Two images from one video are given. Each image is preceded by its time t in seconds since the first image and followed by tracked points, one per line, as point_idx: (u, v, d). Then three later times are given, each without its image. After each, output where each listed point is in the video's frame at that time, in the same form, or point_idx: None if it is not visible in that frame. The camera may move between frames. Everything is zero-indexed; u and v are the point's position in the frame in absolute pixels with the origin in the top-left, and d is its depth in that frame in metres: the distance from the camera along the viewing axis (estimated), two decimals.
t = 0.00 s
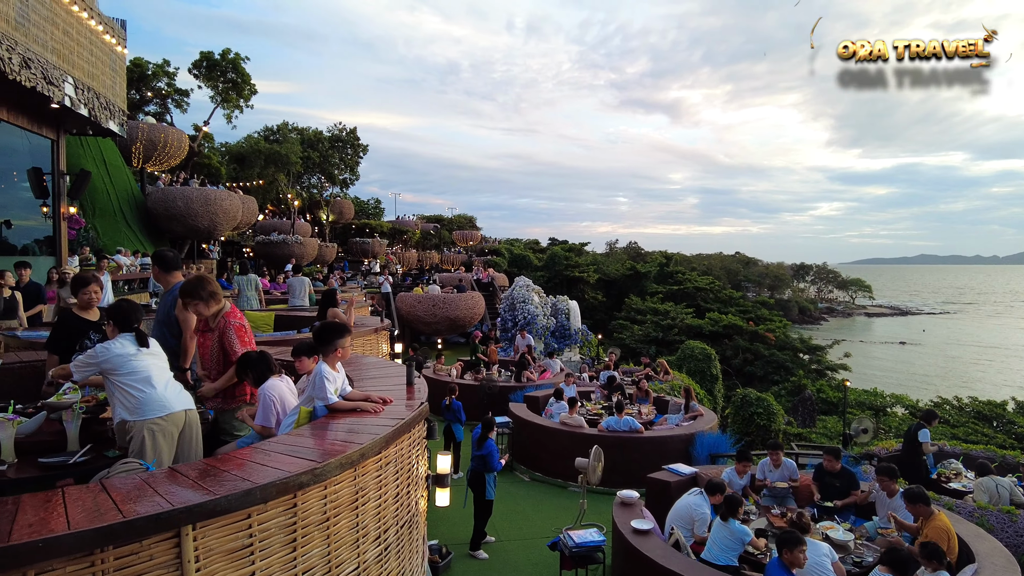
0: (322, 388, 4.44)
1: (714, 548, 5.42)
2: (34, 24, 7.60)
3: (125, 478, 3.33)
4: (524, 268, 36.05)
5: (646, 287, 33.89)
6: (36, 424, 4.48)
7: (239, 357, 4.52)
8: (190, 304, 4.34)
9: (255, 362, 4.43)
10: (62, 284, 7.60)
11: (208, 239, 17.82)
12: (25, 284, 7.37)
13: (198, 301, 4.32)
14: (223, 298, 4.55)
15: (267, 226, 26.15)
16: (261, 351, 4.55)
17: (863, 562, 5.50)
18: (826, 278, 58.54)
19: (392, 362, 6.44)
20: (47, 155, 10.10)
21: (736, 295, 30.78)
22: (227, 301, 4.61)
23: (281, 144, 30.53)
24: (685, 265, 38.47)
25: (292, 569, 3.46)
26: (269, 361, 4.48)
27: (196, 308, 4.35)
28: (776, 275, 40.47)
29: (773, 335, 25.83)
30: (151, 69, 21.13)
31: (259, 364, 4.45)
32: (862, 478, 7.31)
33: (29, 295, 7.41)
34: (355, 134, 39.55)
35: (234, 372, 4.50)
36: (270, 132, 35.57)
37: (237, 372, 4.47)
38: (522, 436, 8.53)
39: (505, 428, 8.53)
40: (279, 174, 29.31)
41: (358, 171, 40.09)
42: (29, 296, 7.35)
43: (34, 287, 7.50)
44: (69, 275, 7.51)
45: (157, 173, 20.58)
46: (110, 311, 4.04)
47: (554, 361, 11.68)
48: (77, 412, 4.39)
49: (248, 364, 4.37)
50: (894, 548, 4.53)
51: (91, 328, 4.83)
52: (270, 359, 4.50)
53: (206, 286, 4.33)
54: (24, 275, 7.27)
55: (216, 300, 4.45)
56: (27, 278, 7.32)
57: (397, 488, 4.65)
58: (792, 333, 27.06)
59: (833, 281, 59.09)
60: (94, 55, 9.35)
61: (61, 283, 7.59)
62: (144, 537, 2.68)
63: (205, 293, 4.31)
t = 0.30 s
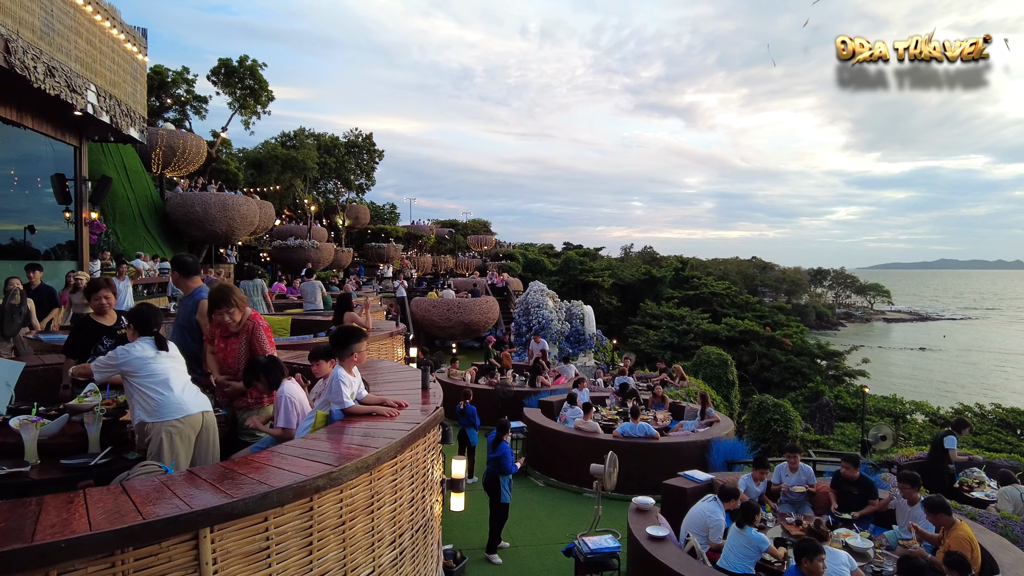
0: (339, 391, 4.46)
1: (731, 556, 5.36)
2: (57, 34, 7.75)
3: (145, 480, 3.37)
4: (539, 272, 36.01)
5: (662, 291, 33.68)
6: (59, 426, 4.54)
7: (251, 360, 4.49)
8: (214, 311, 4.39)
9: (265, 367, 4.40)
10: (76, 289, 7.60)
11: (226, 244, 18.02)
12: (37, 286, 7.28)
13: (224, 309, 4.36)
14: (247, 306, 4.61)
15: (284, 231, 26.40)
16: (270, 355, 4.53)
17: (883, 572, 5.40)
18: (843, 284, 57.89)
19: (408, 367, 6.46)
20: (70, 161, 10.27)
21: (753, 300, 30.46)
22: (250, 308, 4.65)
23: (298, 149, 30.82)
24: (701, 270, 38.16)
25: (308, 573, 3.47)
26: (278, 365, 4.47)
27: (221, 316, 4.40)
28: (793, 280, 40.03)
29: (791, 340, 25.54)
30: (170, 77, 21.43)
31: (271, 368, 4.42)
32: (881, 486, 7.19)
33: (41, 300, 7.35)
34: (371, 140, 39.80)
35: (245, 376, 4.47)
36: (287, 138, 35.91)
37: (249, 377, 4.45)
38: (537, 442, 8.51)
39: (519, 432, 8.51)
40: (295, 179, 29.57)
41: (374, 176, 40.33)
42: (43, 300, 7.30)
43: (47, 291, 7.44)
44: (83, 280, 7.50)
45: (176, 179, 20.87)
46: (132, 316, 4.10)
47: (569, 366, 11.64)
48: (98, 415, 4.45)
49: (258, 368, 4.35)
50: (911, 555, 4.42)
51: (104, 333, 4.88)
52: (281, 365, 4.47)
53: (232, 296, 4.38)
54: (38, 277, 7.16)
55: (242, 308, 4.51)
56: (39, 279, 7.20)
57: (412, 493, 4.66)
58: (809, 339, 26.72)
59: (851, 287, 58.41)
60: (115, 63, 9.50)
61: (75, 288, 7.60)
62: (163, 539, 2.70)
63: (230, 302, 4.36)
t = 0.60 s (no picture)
0: (356, 395, 4.51)
1: (748, 563, 5.29)
2: (82, 44, 7.91)
3: (165, 481, 3.40)
4: (554, 277, 35.98)
5: (678, 296, 33.50)
6: (83, 427, 4.61)
7: (265, 354, 4.52)
8: (242, 320, 4.42)
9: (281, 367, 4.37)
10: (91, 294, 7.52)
11: (244, 249, 18.23)
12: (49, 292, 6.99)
13: (252, 319, 4.40)
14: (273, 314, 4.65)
15: (301, 236, 26.67)
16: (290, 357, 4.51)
17: None
18: (862, 288, 57.22)
19: (424, 371, 6.47)
20: (93, 168, 10.45)
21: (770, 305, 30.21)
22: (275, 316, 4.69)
23: (315, 155, 31.13)
24: (718, 275, 37.91)
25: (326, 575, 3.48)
26: (296, 367, 4.44)
27: (248, 325, 4.44)
28: (812, 285, 39.57)
29: (809, 346, 25.27)
30: (190, 84, 21.79)
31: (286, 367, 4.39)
32: (903, 494, 7.07)
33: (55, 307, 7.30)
34: (387, 145, 40.06)
35: (258, 369, 4.49)
36: (304, 144, 36.30)
37: (261, 370, 4.46)
38: (552, 447, 8.48)
39: (534, 437, 8.50)
40: (312, 185, 29.87)
41: (390, 182, 40.60)
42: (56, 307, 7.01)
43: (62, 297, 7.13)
44: (94, 284, 7.44)
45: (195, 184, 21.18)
46: (152, 320, 4.16)
47: (584, 371, 11.59)
48: (120, 416, 4.50)
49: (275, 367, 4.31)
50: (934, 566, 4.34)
51: (117, 336, 4.95)
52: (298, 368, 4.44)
53: (260, 305, 4.42)
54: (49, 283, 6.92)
55: (268, 317, 4.55)
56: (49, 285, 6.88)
57: (429, 497, 4.66)
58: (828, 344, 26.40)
59: (870, 292, 57.74)
60: (138, 71, 9.68)
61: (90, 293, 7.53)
62: (184, 540, 2.73)
63: (259, 311, 4.39)
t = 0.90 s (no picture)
0: (378, 397, 4.54)
1: (770, 570, 5.22)
2: (110, 51, 8.08)
3: (190, 481, 3.44)
4: (572, 280, 35.93)
5: (699, 299, 33.26)
6: (111, 427, 4.69)
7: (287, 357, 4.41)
8: (274, 323, 4.48)
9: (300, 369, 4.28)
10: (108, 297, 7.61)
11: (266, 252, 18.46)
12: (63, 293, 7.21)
13: (284, 322, 4.45)
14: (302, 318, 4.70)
15: (323, 239, 26.97)
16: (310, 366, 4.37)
17: None
18: (886, 292, 56.46)
19: (444, 373, 6.50)
20: (120, 172, 10.67)
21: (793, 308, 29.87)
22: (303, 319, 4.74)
23: (336, 159, 31.47)
24: (739, 278, 37.55)
25: None
26: (315, 372, 4.35)
27: (279, 328, 4.49)
28: (834, 289, 38.99)
29: (832, 350, 24.94)
30: (214, 89, 22.13)
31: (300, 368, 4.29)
32: (930, 501, 6.94)
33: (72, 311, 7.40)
34: (407, 149, 40.40)
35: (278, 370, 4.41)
36: (325, 148, 36.72)
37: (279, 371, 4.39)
38: (572, 450, 8.46)
39: (554, 440, 8.47)
40: (333, 189, 30.17)
41: (410, 185, 40.89)
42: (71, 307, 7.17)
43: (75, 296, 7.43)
44: (112, 288, 7.55)
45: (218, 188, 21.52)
46: (177, 323, 4.20)
47: (604, 375, 11.54)
48: (147, 417, 4.57)
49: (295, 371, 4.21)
50: None
51: (134, 339, 5.00)
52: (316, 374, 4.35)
53: (291, 309, 4.47)
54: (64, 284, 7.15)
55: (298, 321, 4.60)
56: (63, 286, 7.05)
57: (450, 499, 4.67)
58: (851, 348, 26.03)
59: (894, 295, 56.87)
60: (164, 77, 9.86)
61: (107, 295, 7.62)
62: (210, 539, 2.75)
63: (290, 315, 4.45)
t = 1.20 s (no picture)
0: (401, 398, 4.56)
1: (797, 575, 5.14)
2: (141, 57, 8.26)
3: (218, 479, 3.49)
4: (594, 281, 35.82)
5: (723, 301, 32.96)
6: (142, 425, 4.78)
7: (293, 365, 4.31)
8: (294, 324, 4.51)
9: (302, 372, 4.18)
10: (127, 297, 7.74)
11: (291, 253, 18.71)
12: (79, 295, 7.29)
13: (303, 322, 4.48)
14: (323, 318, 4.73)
15: (347, 241, 27.29)
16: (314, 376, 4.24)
17: None
18: (915, 294, 55.42)
19: (467, 375, 6.52)
20: (149, 175, 10.91)
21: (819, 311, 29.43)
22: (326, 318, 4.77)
23: (360, 161, 31.84)
24: (763, 279, 37.11)
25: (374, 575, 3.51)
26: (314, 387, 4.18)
27: (300, 328, 4.53)
28: (862, 290, 38.28)
29: (859, 352, 24.56)
30: (240, 93, 22.52)
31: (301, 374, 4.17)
32: (963, 508, 6.78)
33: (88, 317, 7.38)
34: (430, 151, 40.74)
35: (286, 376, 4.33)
36: (349, 151, 37.19)
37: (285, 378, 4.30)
38: (594, 452, 8.43)
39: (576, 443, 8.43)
40: (357, 191, 30.52)
41: (432, 187, 41.18)
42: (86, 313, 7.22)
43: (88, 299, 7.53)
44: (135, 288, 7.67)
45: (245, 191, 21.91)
46: (207, 323, 4.29)
47: (626, 377, 11.49)
48: (176, 416, 4.65)
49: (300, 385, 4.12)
50: None
51: (165, 339, 5.10)
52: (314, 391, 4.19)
53: (310, 310, 4.49)
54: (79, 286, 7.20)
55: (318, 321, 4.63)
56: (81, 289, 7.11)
57: (474, 500, 4.67)
58: (879, 351, 25.59)
59: (924, 297, 55.76)
60: (192, 82, 10.07)
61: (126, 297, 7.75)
62: (239, 536, 2.79)
63: (309, 315, 4.48)
